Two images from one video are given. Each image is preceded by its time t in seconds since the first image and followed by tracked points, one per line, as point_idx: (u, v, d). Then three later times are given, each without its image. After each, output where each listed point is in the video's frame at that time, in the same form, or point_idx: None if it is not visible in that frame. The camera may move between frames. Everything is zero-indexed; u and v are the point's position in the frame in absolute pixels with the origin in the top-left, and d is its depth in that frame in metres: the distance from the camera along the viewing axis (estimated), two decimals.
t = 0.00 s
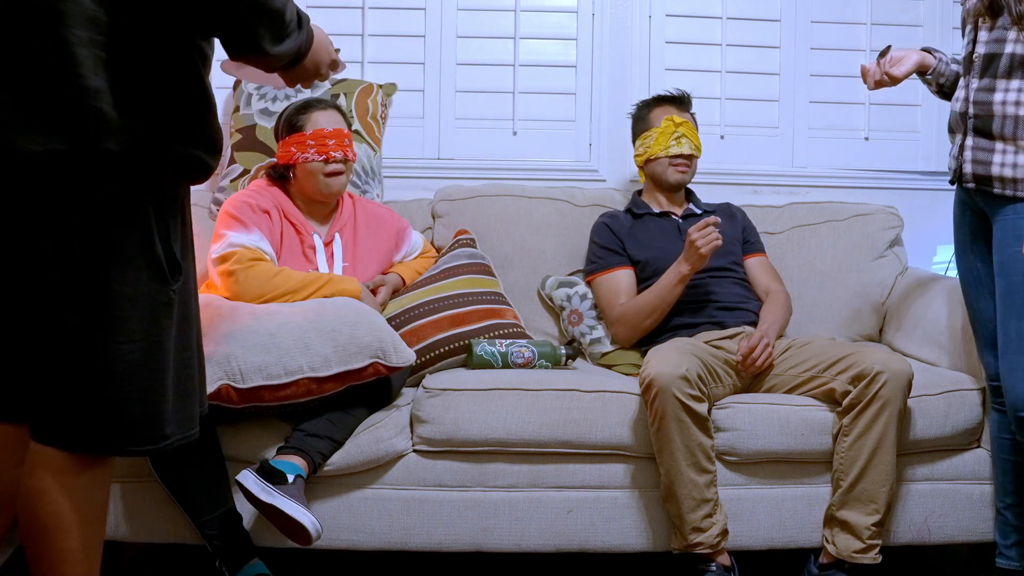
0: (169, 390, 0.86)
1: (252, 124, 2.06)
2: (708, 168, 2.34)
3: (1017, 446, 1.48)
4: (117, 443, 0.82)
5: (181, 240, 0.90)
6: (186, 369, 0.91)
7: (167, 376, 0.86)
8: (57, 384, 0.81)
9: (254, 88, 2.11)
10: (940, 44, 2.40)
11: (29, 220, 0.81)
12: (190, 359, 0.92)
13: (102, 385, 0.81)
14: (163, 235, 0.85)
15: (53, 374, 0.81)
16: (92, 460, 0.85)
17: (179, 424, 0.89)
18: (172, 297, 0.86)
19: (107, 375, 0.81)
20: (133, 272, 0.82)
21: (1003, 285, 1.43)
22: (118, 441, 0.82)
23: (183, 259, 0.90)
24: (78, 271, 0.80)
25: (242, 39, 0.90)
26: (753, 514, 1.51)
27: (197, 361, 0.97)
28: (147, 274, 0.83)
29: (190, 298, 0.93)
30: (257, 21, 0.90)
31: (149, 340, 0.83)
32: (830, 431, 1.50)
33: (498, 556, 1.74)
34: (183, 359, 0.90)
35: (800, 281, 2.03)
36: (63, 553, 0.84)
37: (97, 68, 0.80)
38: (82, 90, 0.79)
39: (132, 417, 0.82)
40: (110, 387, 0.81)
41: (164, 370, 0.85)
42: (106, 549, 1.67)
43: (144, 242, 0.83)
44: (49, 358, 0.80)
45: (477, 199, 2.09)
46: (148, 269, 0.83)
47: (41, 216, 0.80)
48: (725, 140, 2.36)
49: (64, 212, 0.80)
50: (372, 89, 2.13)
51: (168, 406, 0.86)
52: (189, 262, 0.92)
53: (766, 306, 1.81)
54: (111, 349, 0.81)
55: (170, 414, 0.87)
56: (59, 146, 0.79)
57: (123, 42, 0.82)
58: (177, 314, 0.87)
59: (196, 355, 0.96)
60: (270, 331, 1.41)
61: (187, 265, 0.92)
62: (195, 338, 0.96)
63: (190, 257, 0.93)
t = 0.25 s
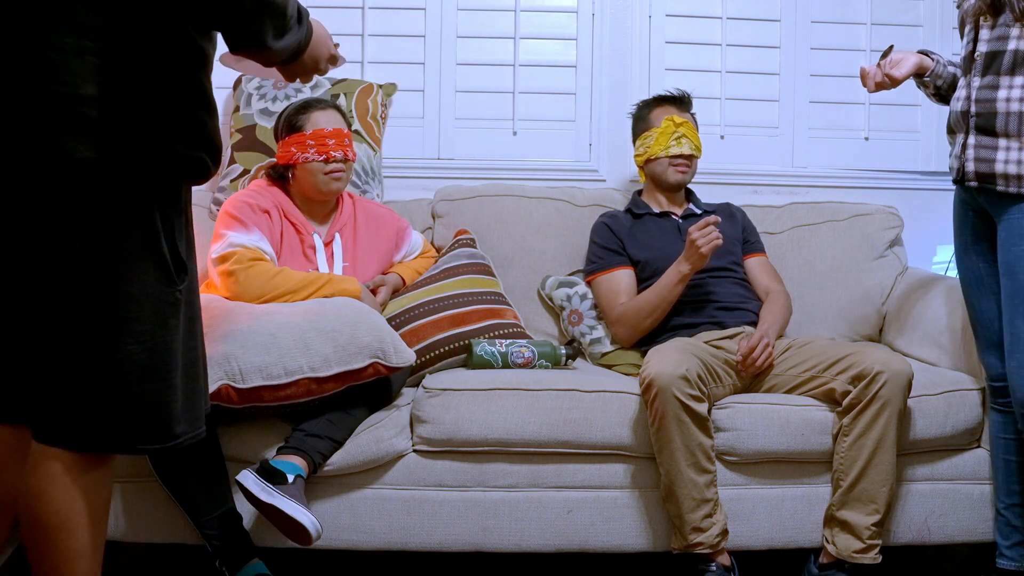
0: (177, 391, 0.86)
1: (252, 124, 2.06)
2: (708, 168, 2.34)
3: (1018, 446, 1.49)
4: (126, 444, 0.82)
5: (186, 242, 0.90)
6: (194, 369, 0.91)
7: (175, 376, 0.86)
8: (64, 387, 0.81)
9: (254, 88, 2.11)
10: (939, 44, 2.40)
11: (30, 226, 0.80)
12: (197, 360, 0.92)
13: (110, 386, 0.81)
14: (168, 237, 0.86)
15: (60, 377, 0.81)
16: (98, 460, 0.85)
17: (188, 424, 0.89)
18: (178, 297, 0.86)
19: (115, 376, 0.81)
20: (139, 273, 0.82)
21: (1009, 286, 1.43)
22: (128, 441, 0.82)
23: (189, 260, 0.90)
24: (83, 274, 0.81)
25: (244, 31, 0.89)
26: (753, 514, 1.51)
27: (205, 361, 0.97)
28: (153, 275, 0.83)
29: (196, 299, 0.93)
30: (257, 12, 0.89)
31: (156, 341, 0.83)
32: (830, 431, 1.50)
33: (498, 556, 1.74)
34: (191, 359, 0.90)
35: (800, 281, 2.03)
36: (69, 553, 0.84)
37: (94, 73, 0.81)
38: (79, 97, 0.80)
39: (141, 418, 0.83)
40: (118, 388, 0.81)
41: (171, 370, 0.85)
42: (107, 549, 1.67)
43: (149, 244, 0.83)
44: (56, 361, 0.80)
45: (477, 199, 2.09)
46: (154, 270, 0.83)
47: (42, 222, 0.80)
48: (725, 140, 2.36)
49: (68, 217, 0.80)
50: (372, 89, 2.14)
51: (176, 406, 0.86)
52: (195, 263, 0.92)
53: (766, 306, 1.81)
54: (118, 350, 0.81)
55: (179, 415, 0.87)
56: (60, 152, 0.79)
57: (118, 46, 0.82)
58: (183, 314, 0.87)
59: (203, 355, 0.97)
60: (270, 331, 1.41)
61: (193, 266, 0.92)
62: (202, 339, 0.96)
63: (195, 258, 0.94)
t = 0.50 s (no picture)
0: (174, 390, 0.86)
1: (252, 124, 2.06)
2: (708, 168, 2.34)
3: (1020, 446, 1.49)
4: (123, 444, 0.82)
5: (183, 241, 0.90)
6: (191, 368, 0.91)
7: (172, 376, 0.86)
8: (61, 388, 0.80)
9: (254, 88, 2.11)
10: (939, 44, 2.40)
11: (28, 227, 0.81)
12: (194, 359, 0.92)
13: (107, 387, 0.81)
14: (164, 236, 0.85)
15: (57, 378, 0.80)
16: (96, 461, 0.85)
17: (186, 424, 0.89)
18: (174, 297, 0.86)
19: (111, 376, 0.81)
20: (135, 273, 0.82)
21: (1012, 285, 1.43)
22: (126, 442, 0.82)
23: (185, 259, 0.90)
24: (79, 275, 0.80)
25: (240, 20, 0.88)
26: (753, 514, 1.51)
27: (203, 359, 0.97)
28: (149, 275, 0.83)
29: (193, 298, 0.93)
30: (255, 3, 0.88)
31: (152, 341, 0.83)
32: (830, 431, 1.50)
33: (498, 555, 1.74)
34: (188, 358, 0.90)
35: (800, 281, 2.03)
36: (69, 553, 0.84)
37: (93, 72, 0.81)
38: (76, 94, 0.79)
39: (138, 418, 0.83)
40: (115, 388, 0.81)
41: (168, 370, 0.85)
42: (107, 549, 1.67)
43: (144, 244, 0.83)
44: (57, 363, 0.80)
45: (478, 199, 2.09)
46: (149, 269, 0.83)
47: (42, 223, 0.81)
48: (725, 140, 2.36)
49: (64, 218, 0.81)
50: (372, 89, 2.13)
51: (174, 406, 0.86)
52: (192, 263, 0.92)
53: (766, 306, 1.81)
54: (115, 351, 0.81)
55: (176, 415, 0.87)
56: (55, 151, 0.79)
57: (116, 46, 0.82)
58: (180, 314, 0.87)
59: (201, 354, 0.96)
60: (270, 331, 1.41)
61: (189, 266, 0.92)
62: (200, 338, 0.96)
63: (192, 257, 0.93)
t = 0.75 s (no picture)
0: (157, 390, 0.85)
1: (252, 124, 2.06)
2: (708, 168, 2.34)
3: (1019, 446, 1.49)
4: (103, 445, 0.82)
5: (170, 237, 0.88)
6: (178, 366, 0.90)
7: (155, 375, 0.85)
8: (45, 386, 0.80)
9: (254, 88, 2.11)
10: (939, 44, 2.40)
11: None
12: (182, 357, 0.91)
13: (88, 387, 0.80)
14: (147, 233, 0.84)
15: (20, 372, 0.80)
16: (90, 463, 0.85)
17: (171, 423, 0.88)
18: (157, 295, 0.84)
19: (93, 376, 0.80)
20: (116, 271, 0.81)
21: (1011, 285, 1.44)
22: (109, 441, 0.82)
23: (171, 256, 0.88)
24: (59, 273, 0.79)
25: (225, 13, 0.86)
26: (753, 514, 1.51)
27: (194, 357, 0.96)
28: (131, 273, 0.82)
29: (180, 295, 0.91)
30: None
31: (135, 340, 0.82)
32: (830, 431, 1.50)
33: (498, 555, 1.74)
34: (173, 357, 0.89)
35: (800, 281, 2.03)
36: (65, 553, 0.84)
37: (81, 66, 0.79)
38: (65, 90, 0.78)
39: (120, 418, 0.82)
40: (98, 388, 0.80)
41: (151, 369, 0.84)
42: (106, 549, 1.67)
43: (126, 242, 0.81)
44: (40, 360, 0.80)
45: (477, 199, 2.09)
46: (131, 267, 0.82)
47: (21, 218, 0.79)
48: (725, 140, 2.36)
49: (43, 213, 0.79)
50: (372, 89, 2.14)
51: (157, 406, 0.85)
52: (179, 259, 0.91)
53: (766, 306, 1.81)
54: (96, 350, 0.80)
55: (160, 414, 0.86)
56: (29, 145, 0.76)
57: (106, 42, 0.80)
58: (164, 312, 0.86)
59: (191, 351, 0.95)
60: (270, 331, 1.41)
61: (176, 262, 0.90)
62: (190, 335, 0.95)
63: (181, 252, 0.92)
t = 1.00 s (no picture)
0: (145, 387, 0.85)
1: (252, 124, 2.06)
2: (708, 168, 2.34)
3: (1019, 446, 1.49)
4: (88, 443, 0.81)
5: (162, 233, 0.88)
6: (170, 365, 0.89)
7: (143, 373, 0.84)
8: (33, 382, 0.81)
9: (254, 88, 2.11)
10: (939, 44, 2.40)
11: None
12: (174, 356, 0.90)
13: (73, 383, 0.80)
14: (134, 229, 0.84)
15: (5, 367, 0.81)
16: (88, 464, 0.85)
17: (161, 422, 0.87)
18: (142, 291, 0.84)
19: (77, 371, 0.80)
20: (98, 266, 0.81)
21: (1010, 285, 1.43)
22: (90, 440, 0.81)
23: (161, 253, 0.88)
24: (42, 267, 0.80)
25: (186, 6, 0.84)
26: (753, 514, 1.51)
27: (189, 357, 0.95)
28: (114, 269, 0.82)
29: (173, 293, 0.91)
30: None
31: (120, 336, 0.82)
32: (830, 431, 1.50)
33: (498, 555, 1.74)
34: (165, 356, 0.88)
35: (800, 281, 2.03)
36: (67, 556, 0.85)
37: (64, 61, 0.80)
38: (48, 86, 0.79)
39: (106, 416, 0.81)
40: (80, 384, 0.80)
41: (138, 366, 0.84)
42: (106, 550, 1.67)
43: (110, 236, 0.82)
44: (25, 355, 0.81)
45: (477, 199, 2.09)
46: (115, 262, 0.82)
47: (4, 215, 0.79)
48: (725, 140, 2.36)
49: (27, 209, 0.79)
50: (372, 89, 2.14)
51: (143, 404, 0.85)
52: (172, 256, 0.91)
53: (766, 306, 1.81)
54: (79, 346, 0.80)
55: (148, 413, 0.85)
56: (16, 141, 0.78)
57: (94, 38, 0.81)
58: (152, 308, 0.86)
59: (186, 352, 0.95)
60: (270, 331, 1.41)
61: (169, 260, 0.90)
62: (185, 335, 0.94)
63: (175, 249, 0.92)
